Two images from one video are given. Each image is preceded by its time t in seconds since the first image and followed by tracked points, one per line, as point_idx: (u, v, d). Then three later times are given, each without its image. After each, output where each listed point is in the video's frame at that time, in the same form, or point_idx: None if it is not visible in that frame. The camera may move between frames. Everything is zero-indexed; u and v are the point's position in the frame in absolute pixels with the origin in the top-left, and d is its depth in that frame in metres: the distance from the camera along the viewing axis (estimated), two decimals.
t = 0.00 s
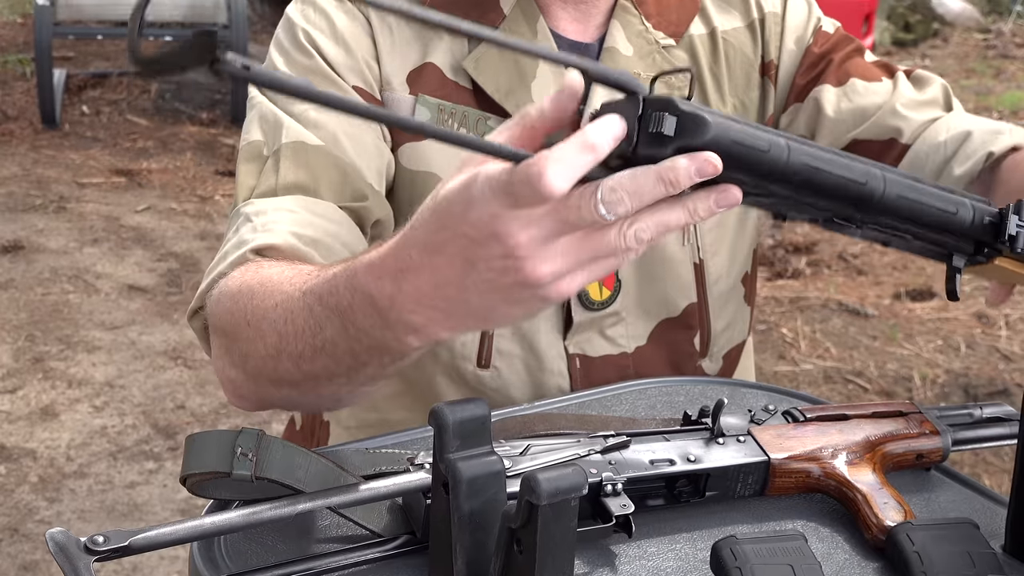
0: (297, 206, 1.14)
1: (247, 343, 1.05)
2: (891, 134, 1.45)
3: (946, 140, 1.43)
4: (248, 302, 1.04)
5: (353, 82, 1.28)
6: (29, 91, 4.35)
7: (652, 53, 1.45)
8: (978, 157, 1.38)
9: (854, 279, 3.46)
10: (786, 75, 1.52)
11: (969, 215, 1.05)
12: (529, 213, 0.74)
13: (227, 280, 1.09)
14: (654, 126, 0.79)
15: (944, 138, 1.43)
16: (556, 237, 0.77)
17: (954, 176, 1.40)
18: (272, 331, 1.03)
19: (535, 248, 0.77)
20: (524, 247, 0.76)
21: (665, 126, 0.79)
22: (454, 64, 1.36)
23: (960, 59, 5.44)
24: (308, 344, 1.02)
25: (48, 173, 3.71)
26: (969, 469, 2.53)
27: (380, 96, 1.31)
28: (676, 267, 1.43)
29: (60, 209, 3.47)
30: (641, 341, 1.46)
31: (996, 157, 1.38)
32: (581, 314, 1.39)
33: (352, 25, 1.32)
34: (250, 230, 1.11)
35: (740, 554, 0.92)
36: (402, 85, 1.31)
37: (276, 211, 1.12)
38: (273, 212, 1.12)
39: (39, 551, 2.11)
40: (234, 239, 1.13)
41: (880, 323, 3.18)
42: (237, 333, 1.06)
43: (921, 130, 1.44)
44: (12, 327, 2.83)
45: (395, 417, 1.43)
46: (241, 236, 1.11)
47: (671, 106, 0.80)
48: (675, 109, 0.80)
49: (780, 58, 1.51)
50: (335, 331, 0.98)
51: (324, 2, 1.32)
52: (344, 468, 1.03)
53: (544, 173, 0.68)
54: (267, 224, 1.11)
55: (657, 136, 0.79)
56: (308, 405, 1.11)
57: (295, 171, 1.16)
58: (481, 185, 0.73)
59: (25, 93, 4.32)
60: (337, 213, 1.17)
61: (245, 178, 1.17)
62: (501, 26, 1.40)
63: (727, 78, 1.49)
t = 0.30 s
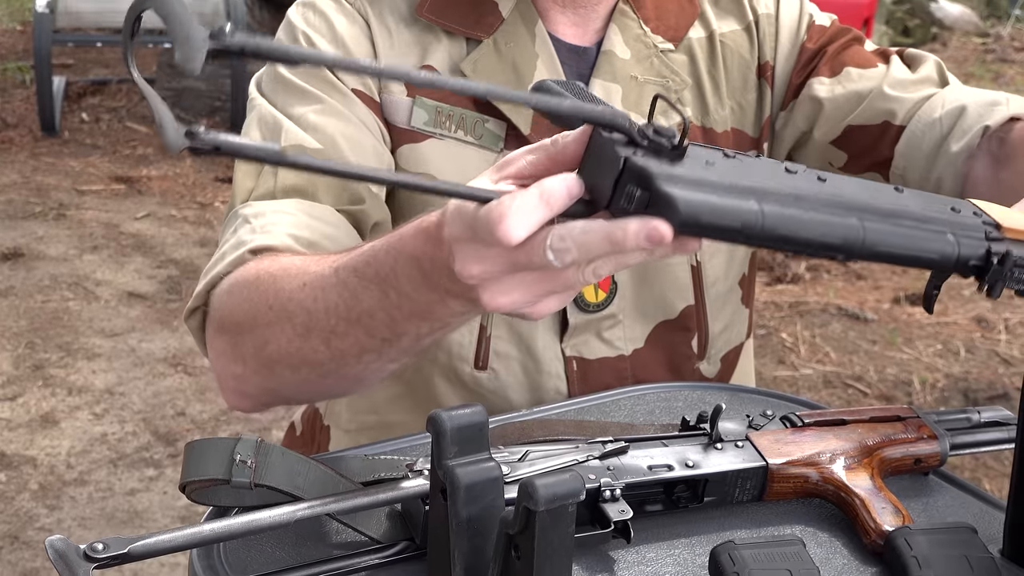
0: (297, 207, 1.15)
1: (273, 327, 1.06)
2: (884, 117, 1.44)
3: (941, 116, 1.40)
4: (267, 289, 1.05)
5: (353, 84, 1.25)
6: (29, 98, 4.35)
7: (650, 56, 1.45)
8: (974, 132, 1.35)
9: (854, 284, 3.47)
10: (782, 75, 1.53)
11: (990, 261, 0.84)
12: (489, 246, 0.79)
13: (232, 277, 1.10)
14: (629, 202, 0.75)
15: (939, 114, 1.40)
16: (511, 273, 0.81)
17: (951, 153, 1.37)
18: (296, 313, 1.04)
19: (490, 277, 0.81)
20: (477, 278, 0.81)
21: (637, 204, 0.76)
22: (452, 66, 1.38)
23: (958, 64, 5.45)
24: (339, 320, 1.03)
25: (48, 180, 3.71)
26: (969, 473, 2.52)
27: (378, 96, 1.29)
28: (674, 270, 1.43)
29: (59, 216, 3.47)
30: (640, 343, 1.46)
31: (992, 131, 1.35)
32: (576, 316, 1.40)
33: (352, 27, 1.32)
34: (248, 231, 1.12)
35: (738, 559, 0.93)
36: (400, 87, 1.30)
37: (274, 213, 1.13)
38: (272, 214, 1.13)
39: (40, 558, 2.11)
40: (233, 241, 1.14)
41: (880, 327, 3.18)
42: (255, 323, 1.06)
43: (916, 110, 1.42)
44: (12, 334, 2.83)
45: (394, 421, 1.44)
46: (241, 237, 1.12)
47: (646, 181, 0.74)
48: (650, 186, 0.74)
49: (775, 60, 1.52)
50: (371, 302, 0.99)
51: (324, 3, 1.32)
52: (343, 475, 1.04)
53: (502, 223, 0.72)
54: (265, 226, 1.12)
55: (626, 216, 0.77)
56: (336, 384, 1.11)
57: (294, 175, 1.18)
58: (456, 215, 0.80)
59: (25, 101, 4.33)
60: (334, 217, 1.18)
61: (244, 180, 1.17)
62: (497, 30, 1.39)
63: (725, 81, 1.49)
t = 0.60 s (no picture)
0: (308, 227, 1.20)
1: (307, 338, 1.12)
2: (874, 150, 1.48)
3: (930, 154, 1.45)
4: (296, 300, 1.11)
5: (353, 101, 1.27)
6: (28, 105, 4.36)
7: (646, 65, 1.47)
8: (962, 173, 1.41)
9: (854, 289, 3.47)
10: (777, 87, 1.54)
11: (965, 294, 1.03)
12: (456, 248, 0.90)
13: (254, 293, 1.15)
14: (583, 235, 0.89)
15: (928, 153, 1.45)
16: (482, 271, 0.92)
17: (937, 192, 1.42)
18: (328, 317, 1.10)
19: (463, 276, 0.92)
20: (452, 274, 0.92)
21: (592, 237, 0.89)
22: (448, 77, 1.38)
23: (958, 69, 5.45)
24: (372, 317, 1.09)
25: (48, 187, 3.71)
26: (970, 478, 2.52)
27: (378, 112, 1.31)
28: (671, 282, 1.44)
29: (59, 223, 3.48)
30: (637, 352, 1.47)
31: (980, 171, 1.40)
32: (575, 325, 1.40)
33: (347, 38, 1.33)
34: (263, 253, 1.17)
35: (737, 565, 0.93)
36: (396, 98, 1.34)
37: (289, 233, 1.18)
38: (286, 235, 1.18)
39: (39, 565, 2.11)
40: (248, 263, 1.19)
41: (880, 332, 3.18)
42: (286, 336, 1.13)
43: (905, 148, 1.47)
44: (11, 341, 2.83)
45: (393, 430, 1.44)
46: (256, 259, 1.17)
47: (602, 220, 0.87)
48: (607, 225, 0.87)
49: (772, 71, 1.53)
50: (404, 295, 1.05)
51: (318, 17, 1.33)
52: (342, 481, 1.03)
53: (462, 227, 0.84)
54: (280, 247, 1.17)
55: (582, 239, 0.90)
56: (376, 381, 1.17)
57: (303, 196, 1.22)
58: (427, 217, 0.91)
59: (25, 108, 4.33)
60: (349, 235, 1.23)
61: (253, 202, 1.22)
62: (493, 40, 1.40)
63: (720, 90, 1.51)
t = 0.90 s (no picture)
0: (277, 250, 1.20)
1: (257, 359, 1.09)
2: (866, 164, 1.49)
3: (924, 174, 1.45)
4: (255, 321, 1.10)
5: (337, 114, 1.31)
6: (29, 110, 4.36)
7: (642, 71, 1.47)
8: (956, 194, 1.40)
9: (854, 293, 3.47)
10: (773, 94, 1.57)
11: (968, 296, 1.07)
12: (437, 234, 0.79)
13: (222, 314, 1.14)
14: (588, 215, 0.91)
15: (924, 172, 1.45)
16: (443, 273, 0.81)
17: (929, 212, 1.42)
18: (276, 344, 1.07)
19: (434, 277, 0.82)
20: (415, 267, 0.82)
21: (596, 218, 0.91)
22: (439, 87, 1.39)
23: (958, 73, 5.45)
24: (313, 354, 1.05)
25: (48, 192, 3.71)
26: (971, 483, 2.52)
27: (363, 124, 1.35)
28: (667, 290, 1.44)
29: (60, 227, 3.48)
30: (633, 360, 1.46)
31: (974, 195, 1.39)
32: (571, 333, 1.40)
33: (335, 50, 1.34)
34: (235, 276, 1.17)
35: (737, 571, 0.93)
36: (384, 111, 1.36)
37: (261, 256, 1.19)
38: (259, 258, 1.18)
39: (39, 571, 2.11)
40: (220, 284, 1.18)
41: (880, 337, 3.18)
42: (241, 357, 1.10)
43: (901, 164, 1.48)
44: (12, 346, 2.83)
45: (390, 440, 1.44)
46: (227, 280, 1.17)
47: (607, 202, 0.89)
48: (611, 207, 0.89)
49: (768, 78, 1.56)
50: (342, 336, 1.01)
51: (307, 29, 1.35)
52: (342, 488, 1.03)
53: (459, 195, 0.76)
54: (251, 271, 1.17)
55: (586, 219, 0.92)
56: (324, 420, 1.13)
57: (278, 216, 1.22)
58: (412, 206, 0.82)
59: (25, 112, 4.34)
60: (321, 260, 1.23)
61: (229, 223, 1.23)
62: (489, 48, 1.42)
63: (717, 97, 1.52)
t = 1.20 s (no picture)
0: (281, 269, 1.23)
1: (247, 414, 1.15)
2: (873, 174, 1.49)
3: (931, 184, 1.46)
4: (239, 375, 1.14)
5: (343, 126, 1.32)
6: (32, 114, 4.37)
7: (650, 79, 1.48)
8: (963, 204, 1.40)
9: (857, 300, 3.47)
10: (780, 102, 1.57)
11: (977, 300, 1.08)
12: (472, 300, 0.85)
13: (217, 352, 1.19)
14: (600, 213, 0.92)
15: (930, 183, 1.46)
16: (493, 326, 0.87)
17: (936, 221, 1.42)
18: (263, 406, 1.12)
19: (480, 339, 0.87)
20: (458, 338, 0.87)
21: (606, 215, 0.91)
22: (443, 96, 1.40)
23: (962, 80, 5.45)
24: (301, 413, 1.11)
25: (52, 197, 3.72)
26: (974, 491, 2.52)
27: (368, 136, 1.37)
28: (674, 298, 1.44)
29: (63, 232, 3.48)
30: (640, 368, 1.46)
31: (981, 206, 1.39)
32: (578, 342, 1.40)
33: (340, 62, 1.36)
34: (238, 302, 1.20)
35: None
36: (388, 122, 1.38)
37: (264, 280, 1.21)
38: (262, 282, 1.21)
39: None
40: (225, 309, 1.21)
41: (883, 344, 3.18)
42: (233, 407, 1.16)
43: (908, 175, 1.48)
44: (15, 350, 2.83)
45: (395, 448, 1.44)
46: (230, 307, 1.20)
47: (618, 199, 0.90)
48: (622, 204, 0.90)
49: (775, 86, 1.56)
50: (326, 400, 1.07)
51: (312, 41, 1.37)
52: (346, 494, 1.03)
53: (481, 240, 0.78)
54: (254, 296, 1.20)
55: (596, 219, 0.93)
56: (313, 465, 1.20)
57: (282, 237, 1.24)
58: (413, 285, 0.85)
59: (29, 117, 4.35)
60: (324, 281, 1.25)
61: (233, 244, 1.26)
62: (494, 56, 1.42)
63: (725, 105, 1.53)
